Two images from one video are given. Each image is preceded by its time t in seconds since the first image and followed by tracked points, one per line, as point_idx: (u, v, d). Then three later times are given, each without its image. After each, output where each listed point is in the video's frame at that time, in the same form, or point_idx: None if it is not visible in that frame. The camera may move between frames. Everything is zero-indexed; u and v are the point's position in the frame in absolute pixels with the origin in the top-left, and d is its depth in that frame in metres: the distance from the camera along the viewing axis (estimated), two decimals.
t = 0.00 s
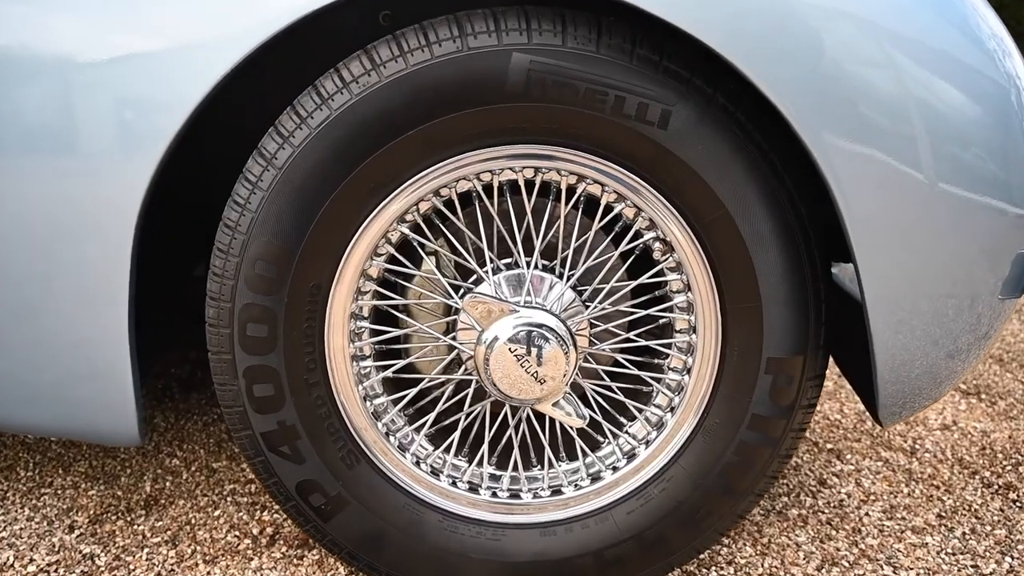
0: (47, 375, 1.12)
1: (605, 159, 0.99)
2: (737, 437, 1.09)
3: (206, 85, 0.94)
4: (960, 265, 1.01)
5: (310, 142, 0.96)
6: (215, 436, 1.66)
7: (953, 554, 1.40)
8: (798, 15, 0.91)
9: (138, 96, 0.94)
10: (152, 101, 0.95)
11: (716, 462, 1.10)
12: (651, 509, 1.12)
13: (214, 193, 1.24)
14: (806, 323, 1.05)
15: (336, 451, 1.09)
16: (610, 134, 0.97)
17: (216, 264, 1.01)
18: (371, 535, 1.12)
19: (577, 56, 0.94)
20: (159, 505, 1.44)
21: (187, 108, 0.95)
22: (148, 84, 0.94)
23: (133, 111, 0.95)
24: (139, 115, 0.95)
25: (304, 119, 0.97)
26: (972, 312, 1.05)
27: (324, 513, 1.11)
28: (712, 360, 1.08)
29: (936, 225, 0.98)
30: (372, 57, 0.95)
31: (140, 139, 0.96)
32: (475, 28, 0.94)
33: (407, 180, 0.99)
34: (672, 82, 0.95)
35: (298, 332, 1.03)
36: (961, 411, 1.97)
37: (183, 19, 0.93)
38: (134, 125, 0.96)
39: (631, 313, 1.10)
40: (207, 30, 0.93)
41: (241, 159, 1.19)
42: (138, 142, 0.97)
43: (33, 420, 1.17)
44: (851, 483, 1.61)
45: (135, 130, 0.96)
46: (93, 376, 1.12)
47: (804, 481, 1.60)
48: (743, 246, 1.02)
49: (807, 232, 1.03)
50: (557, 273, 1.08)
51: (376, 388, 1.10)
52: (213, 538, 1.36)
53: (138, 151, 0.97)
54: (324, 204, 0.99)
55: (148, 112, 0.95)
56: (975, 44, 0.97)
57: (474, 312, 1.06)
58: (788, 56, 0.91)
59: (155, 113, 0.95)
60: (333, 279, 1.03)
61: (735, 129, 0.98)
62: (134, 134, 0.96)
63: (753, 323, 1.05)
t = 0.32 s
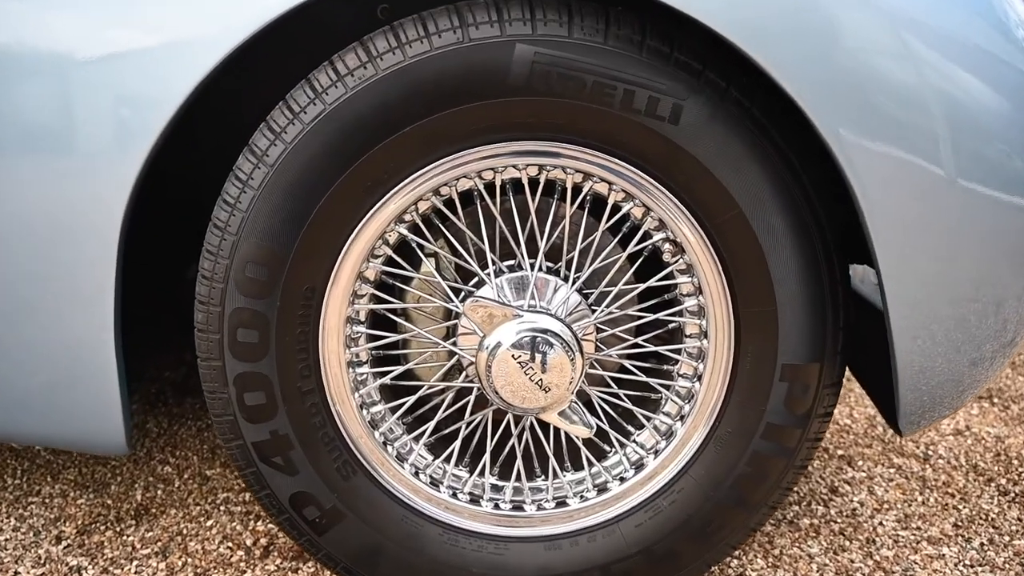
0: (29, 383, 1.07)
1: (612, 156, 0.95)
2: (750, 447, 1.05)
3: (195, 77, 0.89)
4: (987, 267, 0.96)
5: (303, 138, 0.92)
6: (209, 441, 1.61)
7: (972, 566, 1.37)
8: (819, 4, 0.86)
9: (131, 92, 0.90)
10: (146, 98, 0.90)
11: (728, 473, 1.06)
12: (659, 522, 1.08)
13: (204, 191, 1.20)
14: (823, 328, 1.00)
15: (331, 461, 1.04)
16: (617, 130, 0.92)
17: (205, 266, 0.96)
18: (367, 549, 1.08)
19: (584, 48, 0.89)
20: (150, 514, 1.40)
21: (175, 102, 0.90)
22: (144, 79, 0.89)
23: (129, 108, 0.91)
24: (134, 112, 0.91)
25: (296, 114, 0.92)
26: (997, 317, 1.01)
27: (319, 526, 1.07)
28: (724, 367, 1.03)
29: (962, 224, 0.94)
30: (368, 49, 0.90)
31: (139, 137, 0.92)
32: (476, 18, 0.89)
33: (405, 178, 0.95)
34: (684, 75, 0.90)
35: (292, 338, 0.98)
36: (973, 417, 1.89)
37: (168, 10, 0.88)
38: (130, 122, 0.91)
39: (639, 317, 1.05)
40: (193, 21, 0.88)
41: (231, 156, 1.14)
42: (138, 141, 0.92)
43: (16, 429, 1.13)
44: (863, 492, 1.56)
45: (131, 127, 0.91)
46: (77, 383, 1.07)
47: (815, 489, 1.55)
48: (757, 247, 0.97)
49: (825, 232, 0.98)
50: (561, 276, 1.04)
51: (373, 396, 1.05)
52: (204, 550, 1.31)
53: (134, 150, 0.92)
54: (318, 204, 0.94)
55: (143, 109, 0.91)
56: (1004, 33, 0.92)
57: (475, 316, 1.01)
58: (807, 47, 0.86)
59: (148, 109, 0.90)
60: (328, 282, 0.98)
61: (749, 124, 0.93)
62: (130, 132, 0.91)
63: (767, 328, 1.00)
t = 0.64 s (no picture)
0: (12, 390, 1.03)
1: (622, 152, 0.90)
2: (765, 457, 1.00)
3: (183, 70, 0.85)
4: (1016, 269, 0.91)
5: (297, 134, 0.87)
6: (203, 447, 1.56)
7: None
8: None
9: (126, 88, 0.85)
10: (134, 92, 0.86)
11: (741, 485, 1.01)
12: (669, 535, 1.03)
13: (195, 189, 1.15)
14: (842, 333, 0.96)
15: (326, 472, 1.00)
16: (627, 125, 0.88)
17: (194, 268, 0.92)
18: (364, 563, 1.04)
19: (592, 38, 0.84)
20: (141, 524, 1.36)
21: (164, 96, 0.86)
22: (144, 77, 0.85)
23: (128, 107, 0.86)
24: (135, 112, 0.86)
25: (289, 109, 0.87)
26: None
27: (314, 540, 1.02)
28: (738, 373, 0.99)
29: (990, 224, 0.89)
30: (365, 40, 0.86)
31: (136, 135, 0.87)
32: (478, 8, 0.84)
33: (404, 176, 0.90)
34: (697, 67, 0.86)
35: (285, 344, 0.94)
36: (988, 421, 1.82)
37: None
38: (125, 120, 0.86)
39: (649, 322, 1.01)
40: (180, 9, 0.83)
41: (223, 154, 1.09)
42: (126, 138, 0.87)
43: None
44: (877, 500, 1.51)
45: (119, 123, 0.87)
46: (61, 390, 1.03)
47: (828, 497, 1.51)
48: (773, 248, 0.93)
49: (845, 232, 0.94)
50: (567, 279, 0.99)
51: (371, 403, 1.01)
52: (197, 562, 1.28)
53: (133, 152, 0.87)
54: (312, 202, 0.90)
55: (134, 105, 0.86)
56: None
57: (477, 320, 0.97)
58: (829, 37, 0.82)
59: (147, 107, 0.85)
60: (324, 285, 0.94)
61: (766, 119, 0.88)
62: (130, 132, 0.87)
63: (783, 333, 0.96)
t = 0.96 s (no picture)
0: None
1: (631, 148, 0.85)
2: (780, 468, 0.96)
3: (168, 62, 0.80)
4: None
5: (289, 129, 0.83)
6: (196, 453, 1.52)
7: None
8: None
9: (109, 81, 0.80)
10: (117, 84, 0.81)
11: (755, 497, 0.97)
12: (679, 550, 0.99)
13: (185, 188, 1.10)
14: (863, 338, 0.91)
15: (321, 484, 0.95)
16: (636, 119, 0.83)
17: (181, 270, 0.87)
18: None
19: (600, 27, 0.80)
20: (131, 534, 1.32)
21: (148, 88, 0.81)
22: (131, 70, 0.80)
23: (114, 101, 0.81)
24: (120, 107, 0.82)
25: (281, 102, 0.83)
26: None
27: (308, 554, 0.98)
28: (752, 381, 0.94)
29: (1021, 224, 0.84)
30: (361, 29, 0.81)
31: (119, 129, 0.82)
32: None
33: (402, 173, 0.86)
34: (712, 58, 0.81)
35: (277, 349, 0.90)
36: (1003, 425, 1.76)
37: None
38: (108, 113, 0.82)
39: (658, 326, 0.96)
40: None
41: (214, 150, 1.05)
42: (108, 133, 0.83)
43: None
44: (891, 508, 1.46)
45: (100, 117, 0.82)
46: (42, 399, 0.98)
47: (840, 505, 1.46)
48: (790, 249, 0.88)
49: (865, 233, 0.89)
50: (573, 281, 0.95)
51: (368, 411, 0.96)
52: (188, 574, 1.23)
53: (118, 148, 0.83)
54: (305, 201, 0.85)
55: (117, 98, 0.81)
56: None
57: (478, 324, 0.92)
58: (851, 25, 0.77)
59: (135, 102, 0.81)
60: (318, 288, 0.89)
61: (783, 113, 0.84)
62: (113, 126, 0.82)
63: (800, 339, 0.91)
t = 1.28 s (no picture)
0: None
1: (638, 143, 0.81)
2: (793, 479, 0.91)
3: (149, 52, 0.76)
4: None
5: (276, 123, 0.78)
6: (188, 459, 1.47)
7: None
8: None
9: (87, 72, 0.76)
10: (95, 76, 0.76)
11: (766, 510, 0.92)
12: (686, 564, 0.95)
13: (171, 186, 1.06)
14: (881, 343, 0.87)
15: (311, 496, 0.91)
16: (643, 112, 0.78)
17: (163, 271, 0.83)
18: None
19: (606, 14, 0.75)
20: (118, 544, 1.27)
21: (128, 80, 0.76)
22: (110, 60, 0.76)
23: (91, 93, 0.77)
24: (98, 100, 0.77)
25: (268, 94, 0.78)
26: None
27: (299, 569, 0.94)
28: (764, 388, 0.90)
29: None
30: (352, 16, 0.77)
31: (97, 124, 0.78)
32: None
33: (397, 169, 0.81)
34: (724, 47, 0.77)
35: (265, 354, 0.85)
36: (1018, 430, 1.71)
37: None
38: (85, 106, 0.77)
39: (665, 331, 0.91)
40: None
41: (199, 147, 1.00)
42: (85, 127, 0.78)
43: None
44: (903, 517, 1.41)
45: (77, 110, 0.77)
46: (20, 407, 0.93)
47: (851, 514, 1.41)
48: (805, 249, 0.84)
49: (885, 232, 0.84)
50: (575, 283, 0.90)
51: (361, 419, 0.92)
52: None
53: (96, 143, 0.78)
54: (294, 199, 0.81)
55: (94, 90, 0.77)
56: None
57: (477, 329, 0.87)
58: (873, 11, 0.72)
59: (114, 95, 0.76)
60: (307, 290, 0.85)
61: (799, 105, 0.79)
62: (91, 120, 0.78)
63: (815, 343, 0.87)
